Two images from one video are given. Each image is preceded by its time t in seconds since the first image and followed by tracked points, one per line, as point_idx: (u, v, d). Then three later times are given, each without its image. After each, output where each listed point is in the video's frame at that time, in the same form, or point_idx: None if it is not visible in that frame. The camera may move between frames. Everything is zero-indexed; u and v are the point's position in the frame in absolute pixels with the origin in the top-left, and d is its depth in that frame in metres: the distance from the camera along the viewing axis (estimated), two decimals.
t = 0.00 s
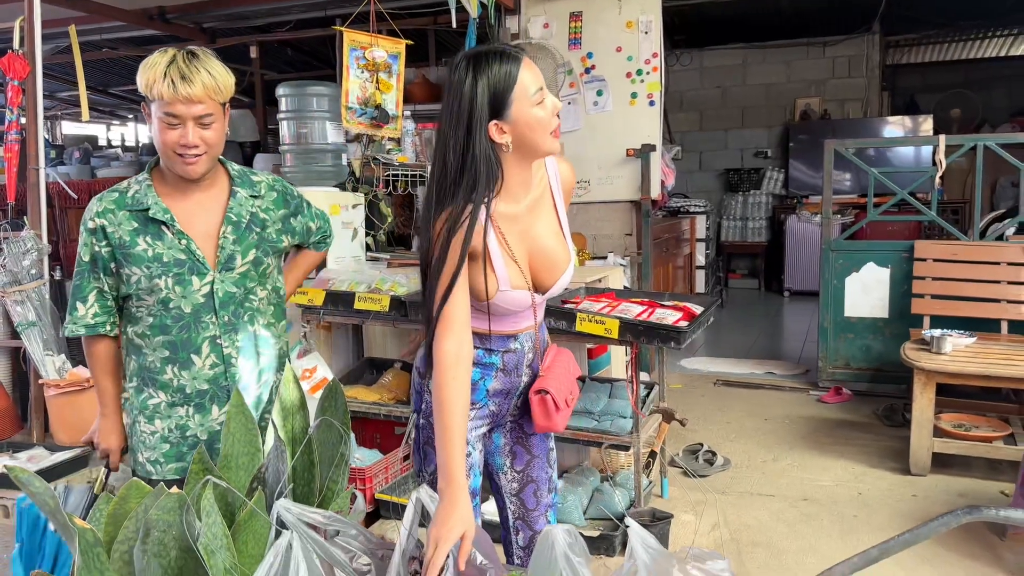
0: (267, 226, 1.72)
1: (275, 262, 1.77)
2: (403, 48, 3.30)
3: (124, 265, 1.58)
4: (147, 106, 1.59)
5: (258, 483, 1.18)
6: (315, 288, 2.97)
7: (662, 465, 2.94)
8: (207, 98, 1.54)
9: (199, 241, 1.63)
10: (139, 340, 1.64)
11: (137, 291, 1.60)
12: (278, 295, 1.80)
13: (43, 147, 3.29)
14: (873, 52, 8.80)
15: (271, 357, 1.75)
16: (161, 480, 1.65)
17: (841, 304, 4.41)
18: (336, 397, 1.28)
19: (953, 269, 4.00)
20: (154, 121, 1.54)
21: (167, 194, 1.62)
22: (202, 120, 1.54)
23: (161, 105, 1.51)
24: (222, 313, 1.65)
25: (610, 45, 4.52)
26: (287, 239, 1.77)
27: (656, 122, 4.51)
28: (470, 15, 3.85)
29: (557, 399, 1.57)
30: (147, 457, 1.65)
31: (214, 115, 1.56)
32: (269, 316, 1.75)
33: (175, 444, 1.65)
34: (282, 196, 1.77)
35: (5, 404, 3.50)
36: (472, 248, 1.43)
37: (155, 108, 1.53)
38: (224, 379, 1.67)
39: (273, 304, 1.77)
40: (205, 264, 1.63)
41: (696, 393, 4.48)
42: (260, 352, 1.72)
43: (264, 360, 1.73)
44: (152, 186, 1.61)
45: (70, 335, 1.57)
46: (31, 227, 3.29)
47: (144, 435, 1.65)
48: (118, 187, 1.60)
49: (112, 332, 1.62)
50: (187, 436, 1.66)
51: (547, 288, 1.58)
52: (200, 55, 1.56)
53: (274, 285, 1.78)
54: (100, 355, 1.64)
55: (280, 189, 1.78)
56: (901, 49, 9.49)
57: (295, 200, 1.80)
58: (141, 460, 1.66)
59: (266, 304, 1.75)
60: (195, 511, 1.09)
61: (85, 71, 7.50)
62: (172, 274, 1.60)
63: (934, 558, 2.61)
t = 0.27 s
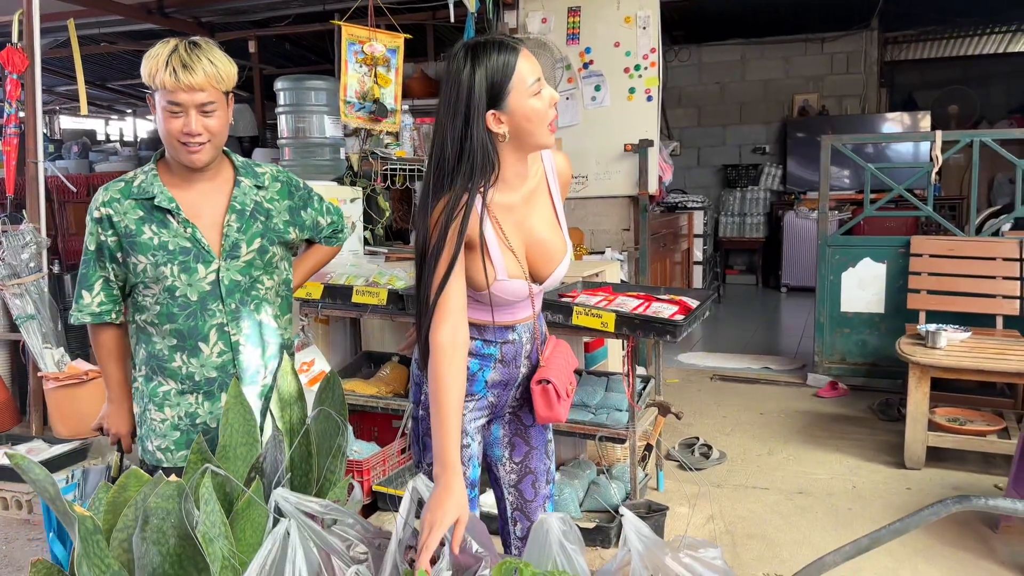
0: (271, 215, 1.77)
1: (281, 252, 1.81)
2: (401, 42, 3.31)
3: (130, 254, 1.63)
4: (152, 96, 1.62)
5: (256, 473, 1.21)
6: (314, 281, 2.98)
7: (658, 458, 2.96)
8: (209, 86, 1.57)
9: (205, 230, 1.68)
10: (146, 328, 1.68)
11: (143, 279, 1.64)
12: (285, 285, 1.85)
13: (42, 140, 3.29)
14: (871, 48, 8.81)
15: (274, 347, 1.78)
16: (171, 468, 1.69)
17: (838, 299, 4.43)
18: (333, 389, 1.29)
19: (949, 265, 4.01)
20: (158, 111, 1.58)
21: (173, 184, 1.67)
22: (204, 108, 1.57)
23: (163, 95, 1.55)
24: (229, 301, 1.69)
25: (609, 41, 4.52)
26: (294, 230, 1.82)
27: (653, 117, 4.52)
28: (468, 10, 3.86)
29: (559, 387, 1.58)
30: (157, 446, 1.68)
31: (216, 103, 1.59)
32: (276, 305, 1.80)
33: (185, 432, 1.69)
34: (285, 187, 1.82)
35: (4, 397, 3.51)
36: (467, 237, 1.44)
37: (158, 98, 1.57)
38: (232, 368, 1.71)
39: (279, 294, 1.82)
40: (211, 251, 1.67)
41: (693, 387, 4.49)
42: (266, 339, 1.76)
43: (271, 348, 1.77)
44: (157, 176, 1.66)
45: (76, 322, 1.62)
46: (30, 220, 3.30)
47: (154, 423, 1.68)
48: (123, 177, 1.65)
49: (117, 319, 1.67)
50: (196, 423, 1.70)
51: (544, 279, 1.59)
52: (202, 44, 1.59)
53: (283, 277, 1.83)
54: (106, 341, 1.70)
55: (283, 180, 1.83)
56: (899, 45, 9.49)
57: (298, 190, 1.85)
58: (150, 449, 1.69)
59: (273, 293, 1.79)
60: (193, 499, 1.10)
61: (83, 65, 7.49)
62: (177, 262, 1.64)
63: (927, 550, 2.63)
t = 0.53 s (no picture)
0: (278, 212, 1.80)
1: (289, 248, 1.84)
2: (400, 40, 3.32)
3: (137, 250, 1.66)
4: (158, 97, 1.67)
5: (254, 468, 1.21)
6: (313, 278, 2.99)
7: (655, 456, 2.97)
8: (214, 85, 1.61)
9: (212, 227, 1.71)
10: (152, 323, 1.72)
11: (150, 275, 1.68)
12: (293, 283, 1.87)
13: (42, 137, 3.30)
14: (870, 48, 8.82)
15: (276, 344, 1.80)
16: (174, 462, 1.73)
17: (835, 298, 4.44)
18: (332, 384, 1.31)
19: (946, 264, 4.02)
20: (165, 109, 1.62)
21: (180, 181, 1.71)
22: (210, 106, 1.61)
23: (167, 93, 1.59)
24: (234, 296, 1.72)
25: (608, 40, 4.53)
26: (303, 228, 1.85)
27: (652, 115, 4.53)
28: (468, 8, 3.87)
29: (555, 384, 1.59)
30: (163, 440, 1.73)
31: (221, 101, 1.62)
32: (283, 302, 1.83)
33: (188, 426, 1.73)
34: (293, 184, 1.85)
35: (3, 393, 3.51)
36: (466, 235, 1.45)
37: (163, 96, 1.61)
38: (234, 363, 1.74)
39: (287, 292, 1.85)
40: (217, 248, 1.71)
41: (690, 385, 4.51)
42: (270, 335, 1.79)
43: (273, 344, 1.79)
44: (165, 172, 1.70)
45: (83, 317, 1.68)
46: (30, 217, 3.31)
47: (160, 417, 1.73)
48: (131, 174, 1.69)
49: (125, 315, 1.72)
50: (199, 418, 1.74)
51: (541, 277, 1.59)
52: (207, 44, 1.64)
53: (290, 275, 1.86)
54: (115, 337, 1.75)
55: (291, 177, 1.86)
56: (898, 45, 9.50)
57: (306, 187, 1.87)
58: (157, 443, 1.74)
59: (281, 291, 1.82)
60: (192, 495, 1.11)
61: (82, 62, 7.49)
62: (183, 258, 1.67)
63: (923, 547, 2.64)
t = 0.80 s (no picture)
0: (281, 206, 1.81)
1: (294, 243, 1.85)
2: (400, 39, 3.32)
3: (144, 249, 1.69)
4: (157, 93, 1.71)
5: (252, 465, 1.22)
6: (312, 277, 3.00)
7: (653, 455, 2.98)
8: (210, 78, 1.64)
9: (216, 223, 1.74)
10: (157, 321, 1.74)
11: (156, 272, 1.70)
12: (299, 279, 1.89)
13: (42, 134, 3.30)
14: (870, 49, 8.83)
15: (279, 340, 1.81)
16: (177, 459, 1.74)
17: (834, 298, 4.45)
18: (331, 382, 1.31)
19: (945, 264, 4.03)
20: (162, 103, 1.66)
21: (183, 179, 1.74)
22: (205, 99, 1.64)
23: (165, 87, 1.63)
24: (238, 291, 1.74)
25: (608, 40, 4.54)
26: (306, 222, 1.86)
27: (651, 115, 4.53)
28: (468, 7, 3.87)
29: (553, 383, 1.59)
30: (165, 438, 1.72)
31: (218, 95, 1.66)
32: (289, 299, 1.84)
33: (191, 423, 1.74)
34: (295, 179, 1.86)
35: (3, 390, 3.51)
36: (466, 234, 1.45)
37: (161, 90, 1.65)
38: (238, 359, 1.76)
39: (293, 288, 1.86)
40: (221, 243, 1.73)
41: (688, 385, 4.51)
42: (273, 331, 1.80)
43: (275, 340, 1.80)
44: (167, 171, 1.72)
45: (101, 323, 1.70)
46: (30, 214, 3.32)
47: (163, 415, 1.73)
48: (136, 176, 1.71)
49: (139, 318, 1.74)
50: (202, 414, 1.75)
51: (540, 275, 1.60)
52: (204, 40, 1.68)
53: (296, 272, 1.87)
54: (128, 340, 1.78)
55: (294, 173, 1.87)
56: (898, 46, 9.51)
57: (309, 183, 1.89)
58: (159, 441, 1.74)
59: (286, 287, 1.84)
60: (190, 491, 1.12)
61: (82, 59, 7.49)
62: (188, 254, 1.70)
63: (919, 547, 2.65)
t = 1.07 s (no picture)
0: (283, 205, 1.81)
1: (296, 241, 1.85)
2: (401, 39, 3.32)
3: (146, 248, 1.69)
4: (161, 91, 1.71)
5: (251, 463, 1.23)
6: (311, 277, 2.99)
7: (652, 456, 2.98)
8: (216, 76, 1.65)
9: (218, 221, 1.74)
10: (158, 320, 1.75)
11: (158, 270, 1.70)
12: (302, 279, 1.88)
13: (42, 132, 3.30)
14: (871, 51, 8.83)
15: (279, 339, 1.81)
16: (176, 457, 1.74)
17: (834, 300, 4.45)
18: (328, 381, 1.31)
19: (945, 266, 4.03)
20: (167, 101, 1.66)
21: (185, 177, 1.74)
22: (212, 96, 1.64)
23: (170, 85, 1.63)
24: (239, 290, 1.74)
25: (608, 41, 4.54)
26: (308, 222, 1.85)
27: (651, 116, 4.53)
28: (468, 7, 3.87)
29: (550, 384, 1.59)
30: (166, 436, 1.74)
31: (223, 94, 1.66)
32: (291, 298, 1.84)
33: (191, 421, 1.74)
34: (297, 179, 1.86)
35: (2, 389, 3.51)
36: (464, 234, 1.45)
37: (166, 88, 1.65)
38: (238, 357, 1.76)
39: (295, 288, 1.86)
40: (223, 241, 1.73)
41: (687, 386, 4.51)
42: (273, 330, 1.79)
43: (276, 339, 1.80)
44: (169, 170, 1.72)
45: (101, 323, 1.70)
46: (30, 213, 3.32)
47: (163, 414, 1.74)
48: (138, 175, 1.72)
49: (141, 318, 1.75)
50: (202, 413, 1.75)
51: (538, 276, 1.60)
52: (208, 38, 1.68)
53: (299, 271, 1.87)
54: (131, 340, 1.78)
55: (296, 172, 1.87)
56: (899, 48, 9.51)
57: (311, 183, 1.89)
58: (160, 440, 1.75)
59: (289, 286, 1.83)
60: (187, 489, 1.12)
61: (83, 58, 7.50)
62: (190, 252, 1.70)
63: (917, 549, 2.65)
